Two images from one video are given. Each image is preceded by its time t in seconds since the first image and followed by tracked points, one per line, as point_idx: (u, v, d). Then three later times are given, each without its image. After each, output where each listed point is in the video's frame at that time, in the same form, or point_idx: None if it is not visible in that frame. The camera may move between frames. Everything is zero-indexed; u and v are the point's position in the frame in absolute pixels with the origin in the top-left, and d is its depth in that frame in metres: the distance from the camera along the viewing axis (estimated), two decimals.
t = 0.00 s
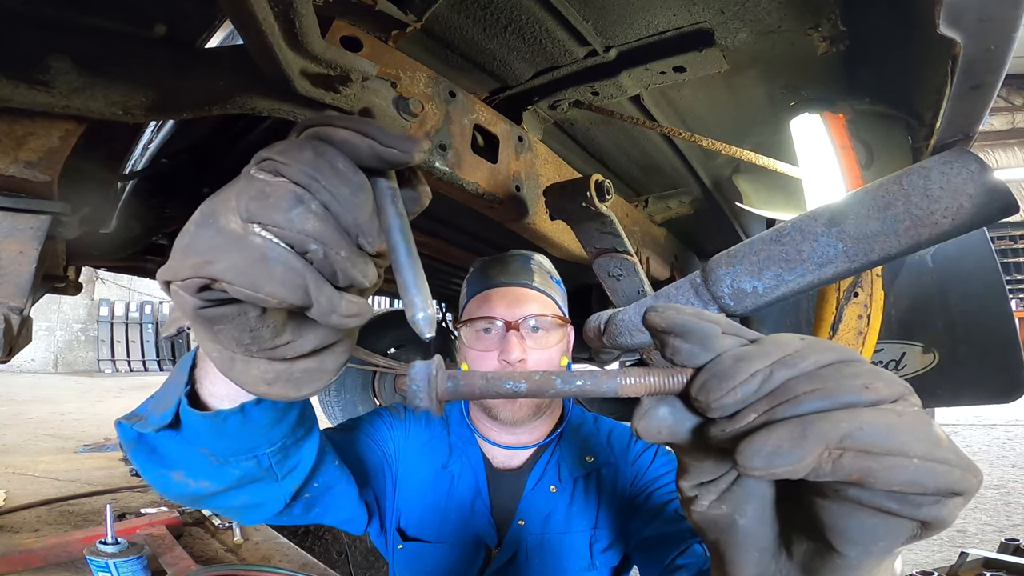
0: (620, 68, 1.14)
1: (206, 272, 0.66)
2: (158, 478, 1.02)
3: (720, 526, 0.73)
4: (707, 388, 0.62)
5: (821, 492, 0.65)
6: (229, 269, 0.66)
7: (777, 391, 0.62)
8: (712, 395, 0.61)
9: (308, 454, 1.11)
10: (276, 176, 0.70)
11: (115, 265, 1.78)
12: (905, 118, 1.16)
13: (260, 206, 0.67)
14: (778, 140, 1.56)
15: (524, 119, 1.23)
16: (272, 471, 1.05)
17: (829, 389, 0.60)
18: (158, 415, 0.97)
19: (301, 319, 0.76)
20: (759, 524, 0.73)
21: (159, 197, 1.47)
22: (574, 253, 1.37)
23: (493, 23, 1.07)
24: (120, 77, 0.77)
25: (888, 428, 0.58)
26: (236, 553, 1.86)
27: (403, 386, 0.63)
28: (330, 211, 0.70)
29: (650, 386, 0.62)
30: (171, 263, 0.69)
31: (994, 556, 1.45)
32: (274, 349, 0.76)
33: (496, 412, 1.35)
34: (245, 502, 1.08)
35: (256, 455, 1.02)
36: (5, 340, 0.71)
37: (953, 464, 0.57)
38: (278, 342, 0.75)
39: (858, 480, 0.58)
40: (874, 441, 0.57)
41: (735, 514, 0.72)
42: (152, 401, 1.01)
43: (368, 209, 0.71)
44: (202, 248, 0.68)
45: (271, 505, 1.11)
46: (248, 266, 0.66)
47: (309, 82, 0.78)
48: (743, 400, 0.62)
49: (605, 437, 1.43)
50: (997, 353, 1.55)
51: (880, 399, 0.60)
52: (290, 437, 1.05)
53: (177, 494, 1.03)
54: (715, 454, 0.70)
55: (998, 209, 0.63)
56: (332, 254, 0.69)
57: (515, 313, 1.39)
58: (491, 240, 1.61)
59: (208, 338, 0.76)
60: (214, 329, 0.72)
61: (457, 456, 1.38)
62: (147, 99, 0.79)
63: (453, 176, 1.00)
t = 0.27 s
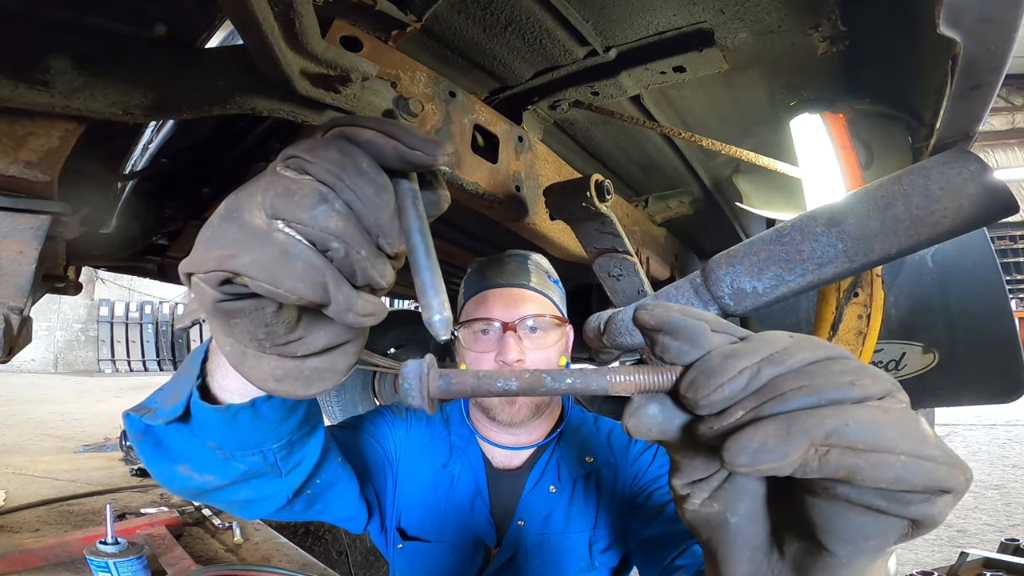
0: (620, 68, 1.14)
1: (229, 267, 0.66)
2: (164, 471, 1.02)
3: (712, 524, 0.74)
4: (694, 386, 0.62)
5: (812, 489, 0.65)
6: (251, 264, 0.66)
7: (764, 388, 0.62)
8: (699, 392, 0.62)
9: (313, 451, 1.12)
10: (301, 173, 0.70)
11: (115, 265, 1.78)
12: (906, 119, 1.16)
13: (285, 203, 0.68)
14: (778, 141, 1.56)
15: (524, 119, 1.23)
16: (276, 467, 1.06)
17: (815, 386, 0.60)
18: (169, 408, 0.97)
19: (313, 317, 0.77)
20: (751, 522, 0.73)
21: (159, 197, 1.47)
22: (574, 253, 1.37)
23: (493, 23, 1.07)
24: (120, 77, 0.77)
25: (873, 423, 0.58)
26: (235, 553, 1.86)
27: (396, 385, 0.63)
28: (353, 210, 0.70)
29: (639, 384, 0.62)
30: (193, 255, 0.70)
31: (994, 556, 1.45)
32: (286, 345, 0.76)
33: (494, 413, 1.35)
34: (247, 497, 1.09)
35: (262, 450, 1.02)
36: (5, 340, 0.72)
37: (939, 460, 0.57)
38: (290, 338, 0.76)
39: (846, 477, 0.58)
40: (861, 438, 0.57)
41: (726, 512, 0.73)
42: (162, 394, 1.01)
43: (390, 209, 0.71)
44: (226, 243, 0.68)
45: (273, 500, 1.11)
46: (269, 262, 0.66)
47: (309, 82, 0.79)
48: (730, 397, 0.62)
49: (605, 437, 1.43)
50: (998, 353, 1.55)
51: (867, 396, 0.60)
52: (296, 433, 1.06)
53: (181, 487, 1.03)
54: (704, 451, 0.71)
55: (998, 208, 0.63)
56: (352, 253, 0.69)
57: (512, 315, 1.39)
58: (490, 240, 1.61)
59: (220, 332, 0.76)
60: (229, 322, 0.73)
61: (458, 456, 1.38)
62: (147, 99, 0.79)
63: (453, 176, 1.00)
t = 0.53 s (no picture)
0: (620, 68, 1.14)
1: (237, 273, 0.66)
2: (166, 472, 1.02)
3: (713, 527, 0.74)
4: (696, 390, 0.62)
5: (814, 494, 0.65)
6: (259, 270, 0.66)
7: (768, 393, 0.62)
8: (701, 396, 0.62)
9: (315, 453, 1.12)
10: (311, 178, 0.70)
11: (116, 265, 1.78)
12: (906, 119, 1.16)
13: (293, 208, 0.68)
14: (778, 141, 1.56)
15: (524, 119, 1.23)
16: (279, 469, 1.06)
17: (818, 390, 0.60)
18: (173, 409, 0.96)
19: (319, 322, 0.77)
20: (751, 525, 0.73)
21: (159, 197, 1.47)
22: (574, 253, 1.37)
23: (493, 23, 1.07)
24: (120, 77, 0.77)
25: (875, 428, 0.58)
26: (236, 553, 1.86)
27: (397, 390, 0.62)
28: (362, 218, 0.70)
29: (640, 388, 0.63)
30: (201, 259, 0.69)
31: (994, 556, 1.45)
32: (291, 350, 0.76)
33: (495, 414, 1.35)
34: (249, 500, 1.09)
35: (265, 452, 1.02)
36: (5, 340, 0.72)
37: (943, 465, 0.58)
38: (295, 343, 0.76)
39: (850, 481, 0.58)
40: (864, 443, 0.57)
41: (727, 516, 0.73)
42: (165, 394, 1.00)
43: (399, 216, 0.72)
44: (234, 247, 0.68)
45: (275, 502, 1.11)
46: (277, 270, 0.66)
47: (309, 82, 0.79)
48: (733, 400, 0.62)
49: (605, 437, 1.43)
50: (998, 353, 1.55)
51: (870, 400, 0.60)
52: (299, 435, 1.06)
53: (183, 489, 1.03)
54: (705, 455, 0.70)
55: (998, 208, 0.63)
56: (361, 261, 0.70)
57: (512, 315, 1.39)
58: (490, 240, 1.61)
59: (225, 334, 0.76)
60: (235, 327, 0.73)
61: (459, 457, 1.38)
62: (147, 99, 0.79)
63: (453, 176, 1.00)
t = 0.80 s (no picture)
0: (620, 68, 1.14)
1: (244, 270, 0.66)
2: (168, 467, 1.01)
3: (715, 530, 0.74)
4: (700, 395, 0.62)
5: (818, 497, 0.65)
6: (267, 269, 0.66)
7: (772, 398, 0.62)
8: (705, 402, 0.62)
9: (318, 451, 1.12)
10: (327, 181, 0.72)
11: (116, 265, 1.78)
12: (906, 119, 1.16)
13: (307, 211, 0.69)
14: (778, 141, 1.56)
15: (524, 119, 1.23)
16: (281, 467, 1.06)
17: (824, 396, 0.60)
18: (179, 404, 0.96)
19: (326, 322, 0.77)
20: (753, 528, 0.73)
21: (159, 197, 1.47)
22: (574, 253, 1.37)
23: (493, 22, 1.07)
24: (120, 77, 0.77)
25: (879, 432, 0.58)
26: (236, 553, 1.86)
27: (395, 398, 0.63)
28: (373, 225, 0.72)
29: (643, 393, 0.62)
30: (213, 254, 0.70)
31: (994, 556, 1.45)
32: (295, 347, 0.76)
33: (495, 416, 1.34)
34: (250, 497, 1.09)
35: (268, 449, 1.02)
36: (5, 340, 0.72)
37: (948, 470, 0.58)
38: (299, 340, 0.76)
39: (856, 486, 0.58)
40: (869, 449, 0.58)
41: (730, 519, 0.73)
42: (170, 389, 1.00)
43: (409, 227, 0.74)
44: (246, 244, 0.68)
45: (276, 499, 1.12)
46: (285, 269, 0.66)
47: (309, 82, 0.79)
48: (738, 405, 0.62)
49: (606, 438, 1.43)
50: (998, 353, 1.55)
51: (874, 405, 0.60)
52: (303, 433, 1.06)
53: (184, 485, 1.03)
54: (708, 460, 0.71)
55: (998, 208, 0.63)
56: (368, 268, 0.71)
57: (512, 316, 1.39)
58: (491, 240, 1.60)
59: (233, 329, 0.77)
60: (243, 321, 0.74)
61: (460, 456, 1.38)
62: (147, 99, 0.79)
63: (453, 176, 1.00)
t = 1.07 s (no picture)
0: (620, 68, 1.14)
1: (245, 271, 0.67)
2: (168, 464, 1.02)
3: (713, 530, 0.74)
4: (696, 395, 0.62)
5: (813, 496, 0.65)
6: (268, 271, 0.67)
7: (768, 397, 0.62)
8: (701, 401, 0.62)
9: (317, 449, 1.12)
10: (328, 183, 0.71)
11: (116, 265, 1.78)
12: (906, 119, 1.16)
13: (307, 213, 0.68)
14: (778, 141, 1.56)
15: (524, 119, 1.23)
16: (281, 465, 1.06)
17: (818, 395, 0.60)
18: (180, 401, 0.96)
19: (325, 321, 0.77)
20: (751, 527, 0.73)
21: (160, 197, 1.47)
22: (574, 253, 1.37)
23: (493, 23, 1.07)
24: (120, 77, 0.77)
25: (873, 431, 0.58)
26: (236, 553, 1.86)
27: (395, 399, 0.63)
28: (373, 228, 0.71)
29: (641, 393, 0.63)
30: (213, 254, 0.70)
31: (995, 556, 1.45)
32: (294, 346, 0.77)
33: (496, 416, 1.34)
34: (250, 494, 1.09)
35: (268, 447, 1.02)
36: (5, 340, 0.72)
37: (942, 468, 0.58)
38: (299, 339, 0.76)
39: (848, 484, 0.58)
40: (863, 447, 0.58)
41: (728, 518, 0.73)
42: (170, 386, 1.00)
43: (410, 231, 0.73)
44: (246, 246, 0.68)
45: (275, 497, 1.12)
46: (285, 271, 0.67)
47: (309, 82, 0.78)
48: (732, 404, 0.62)
49: (606, 438, 1.43)
50: (998, 353, 1.55)
51: (869, 404, 0.60)
52: (303, 431, 1.06)
53: (184, 482, 1.04)
54: (705, 459, 0.70)
55: (999, 208, 0.63)
56: (368, 271, 0.71)
57: (512, 316, 1.39)
58: (491, 240, 1.60)
59: (232, 327, 0.77)
60: (242, 319, 0.74)
61: (459, 456, 1.38)
62: (147, 99, 0.79)
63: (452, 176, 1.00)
